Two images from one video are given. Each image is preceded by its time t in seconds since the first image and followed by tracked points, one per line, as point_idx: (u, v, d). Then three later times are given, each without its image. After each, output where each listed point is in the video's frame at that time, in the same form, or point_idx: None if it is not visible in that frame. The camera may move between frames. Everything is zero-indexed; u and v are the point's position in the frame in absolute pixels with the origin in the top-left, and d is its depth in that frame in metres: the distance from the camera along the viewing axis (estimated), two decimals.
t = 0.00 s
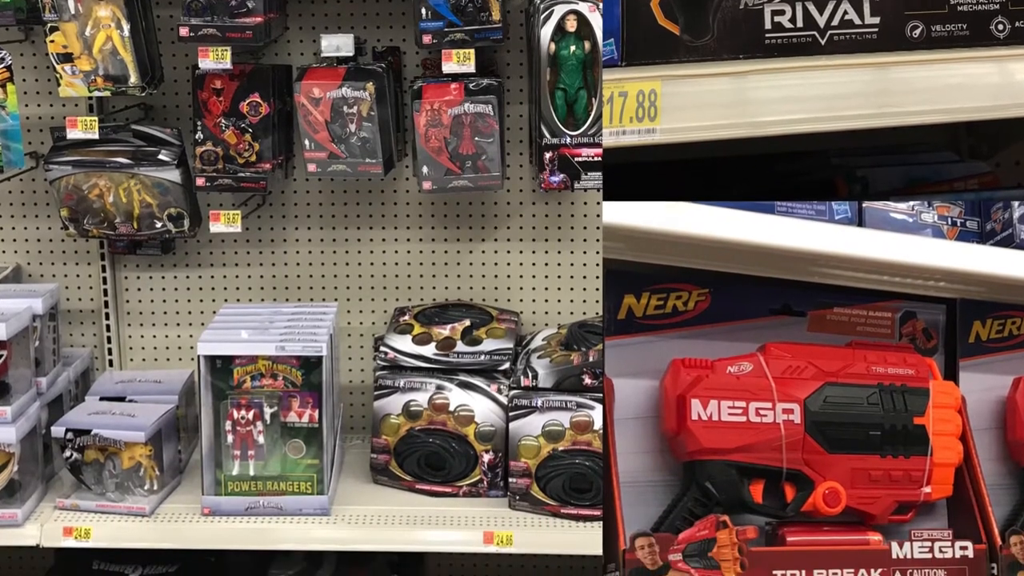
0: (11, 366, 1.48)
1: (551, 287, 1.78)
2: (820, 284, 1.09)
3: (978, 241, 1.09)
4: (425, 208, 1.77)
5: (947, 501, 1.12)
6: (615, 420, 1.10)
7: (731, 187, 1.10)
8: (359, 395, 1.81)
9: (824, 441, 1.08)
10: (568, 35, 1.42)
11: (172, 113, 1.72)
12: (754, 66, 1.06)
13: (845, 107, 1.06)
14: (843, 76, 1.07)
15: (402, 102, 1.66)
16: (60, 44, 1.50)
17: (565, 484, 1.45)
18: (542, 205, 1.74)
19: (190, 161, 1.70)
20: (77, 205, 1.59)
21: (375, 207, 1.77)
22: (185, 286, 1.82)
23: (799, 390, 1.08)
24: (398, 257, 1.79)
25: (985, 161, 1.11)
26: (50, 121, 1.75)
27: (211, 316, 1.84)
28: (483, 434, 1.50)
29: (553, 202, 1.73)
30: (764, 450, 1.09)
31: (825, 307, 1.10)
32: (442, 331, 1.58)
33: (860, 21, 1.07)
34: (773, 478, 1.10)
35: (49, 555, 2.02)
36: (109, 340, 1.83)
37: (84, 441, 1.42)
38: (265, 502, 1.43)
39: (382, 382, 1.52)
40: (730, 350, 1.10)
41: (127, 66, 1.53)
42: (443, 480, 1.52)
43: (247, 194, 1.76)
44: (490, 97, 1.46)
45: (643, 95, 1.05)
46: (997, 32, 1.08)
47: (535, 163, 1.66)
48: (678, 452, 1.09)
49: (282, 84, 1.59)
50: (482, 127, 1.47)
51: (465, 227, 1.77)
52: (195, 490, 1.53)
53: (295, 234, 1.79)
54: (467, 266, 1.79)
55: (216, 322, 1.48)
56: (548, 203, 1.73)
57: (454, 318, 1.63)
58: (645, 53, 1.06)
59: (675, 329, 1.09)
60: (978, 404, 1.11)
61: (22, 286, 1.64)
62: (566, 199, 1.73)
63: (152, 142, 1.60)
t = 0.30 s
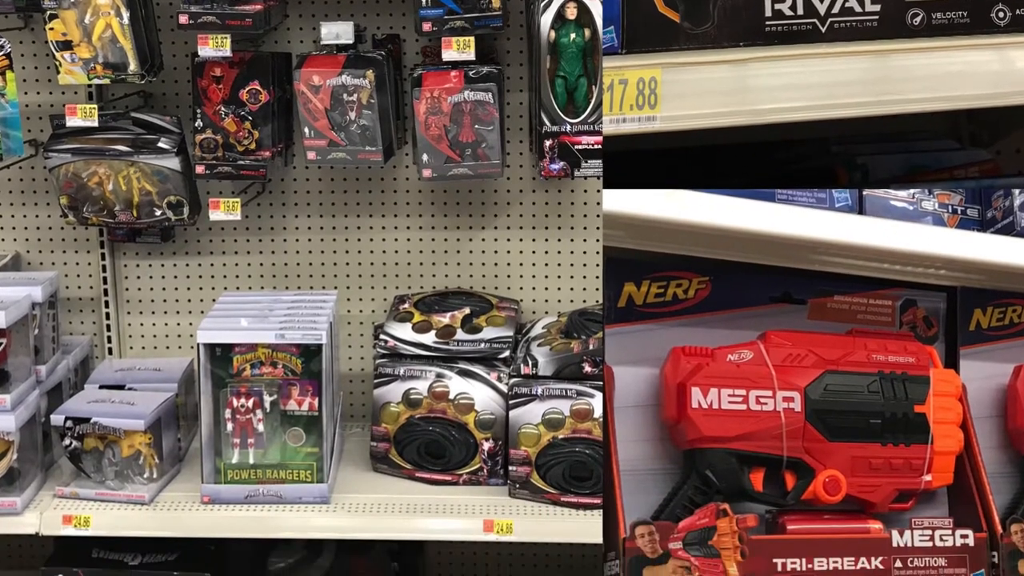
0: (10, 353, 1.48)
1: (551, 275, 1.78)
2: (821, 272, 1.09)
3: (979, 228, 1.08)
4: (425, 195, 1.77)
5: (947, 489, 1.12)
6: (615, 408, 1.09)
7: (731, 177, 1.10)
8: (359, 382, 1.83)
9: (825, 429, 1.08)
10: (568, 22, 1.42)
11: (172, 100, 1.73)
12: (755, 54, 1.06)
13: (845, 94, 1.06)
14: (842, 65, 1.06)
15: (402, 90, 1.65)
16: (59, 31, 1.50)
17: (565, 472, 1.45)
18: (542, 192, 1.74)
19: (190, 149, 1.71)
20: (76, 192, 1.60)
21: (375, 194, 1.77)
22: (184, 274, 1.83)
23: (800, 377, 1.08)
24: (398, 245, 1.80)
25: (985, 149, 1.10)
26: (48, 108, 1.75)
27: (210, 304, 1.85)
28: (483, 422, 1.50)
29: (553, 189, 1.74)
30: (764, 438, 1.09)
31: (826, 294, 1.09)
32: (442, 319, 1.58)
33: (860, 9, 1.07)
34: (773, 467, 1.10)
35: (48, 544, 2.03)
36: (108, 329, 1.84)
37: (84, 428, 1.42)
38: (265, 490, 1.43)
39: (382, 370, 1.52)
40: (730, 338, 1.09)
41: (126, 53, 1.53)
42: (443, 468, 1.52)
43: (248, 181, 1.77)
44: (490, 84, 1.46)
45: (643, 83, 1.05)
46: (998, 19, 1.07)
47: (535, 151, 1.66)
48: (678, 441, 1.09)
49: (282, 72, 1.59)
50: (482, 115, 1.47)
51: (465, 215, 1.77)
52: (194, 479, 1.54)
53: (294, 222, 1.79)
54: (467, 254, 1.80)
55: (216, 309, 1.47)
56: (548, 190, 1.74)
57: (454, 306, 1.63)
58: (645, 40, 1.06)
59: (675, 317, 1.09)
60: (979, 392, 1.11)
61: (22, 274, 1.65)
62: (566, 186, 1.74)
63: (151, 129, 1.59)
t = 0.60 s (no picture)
0: (10, 342, 1.46)
1: (552, 263, 1.79)
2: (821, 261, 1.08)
3: (980, 217, 1.08)
4: (425, 183, 1.78)
5: (948, 477, 1.12)
6: (615, 397, 1.09)
7: (731, 165, 1.10)
8: (359, 370, 1.84)
9: (825, 417, 1.08)
10: (569, 10, 1.43)
11: (172, 88, 1.73)
12: (756, 41, 1.06)
13: (845, 82, 1.06)
14: (842, 52, 1.06)
15: (402, 78, 1.66)
16: (59, 19, 1.50)
17: (566, 461, 1.45)
18: (542, 180, 1.75)
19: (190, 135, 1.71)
20: (76, 180, 1.60)
21: (375, 181, 1.78)
22: (183, 262, 1.83)
23: (801, 365, 1.08)
24: (398, 233, 1.80)
25: (985, 137, 1.10)
26: (48, 96, 1.75)
27: (210, 292, 1.86)
28: (483, 411, 1.50)
29: (553, 177, 1.75)
30: (765, 426, 1.09)
31: (827, 283, 1.09)
32: (442, 307, 1.58)
33: None
34: (774, 455, 1.10)
35: (48, 532, 2.03)
36: (107, 317, 1.85)
37: (83, 417, 1.42)
38: (265, 478, 1.43)
39: (382, 358, 1.53)
40: (730, 326, 1.09)
41: (125, 41, 1.53)
42: (443, 456, 1.52)
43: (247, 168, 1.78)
44: (490, 71, 1.46)
45: (643, 71, 1.04)
46: (998, 6, 1.07)
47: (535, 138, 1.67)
48: (678, 429, 1.09)
49: (281, 60, 1.59)
50: (482, 103, 1.47)
51: (464, 203, 1.78)
52: (193, 468, 1.54)
53: (294, 210, 1.80)
54: (467, 242, 1.80)
55: (214, 298, 1.46)
56: (548, 178, 1.75)
57: (454, 294, 1.63)
58: (644, 27, 1.06)
59: (674, 305, 1.08)
60: (980, 379, 1.11)
61: (23, 262, 1.65)
62: (566, 175, 1.74)
63: (149, 117, 1.59)
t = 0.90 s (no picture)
0: (9, 330, 1.46)
1: (552, 251, 1.80)
2: (822, 249, 1.08)
3: (980, 204, 1.08)
4: (425, 171, 1.78)
5: (949, 465, 1.12)
6: (615, 384, 1.09)
7: (731, 152, 1.10)
8: (359, 358, 1.85)
9: (826, 405, 1.08)
10: None
11: (171, 76, 1.74)
12: (757, 29, 1.04)
13: (845, 70, 1.05)
14: (845, 40, 1.05)
15: (402, 66, 1.67)
16: (58, 6, 1.50)
17: (565, 449, 1.45)
18: (542, 168, 1.76)
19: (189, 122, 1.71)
20: (75, 168, 1.59)
21: (375, 169, 1.79)
22: (182, 250, 1.84)
23: (801, 353, 1.08)
24: (397, 221, 1.81)
25: (986, 125, 1.11)
26: (48, 83, 1.75)
27: (210, 280, 1.86)
28: (483, 398, 1.50)
29: (553, 165, 1.75)
30: (766, 415, 1.08)
31: (827, 271, 1.09)
32: (442, 295, 1.58)
33: None
34: (774, 443, 1.10)
35: (46, 521, 2.04)
36: (107, 305, 1.85)
37: (82, 405, 1.42)
38: (264, 466, 1.43)
39: (382, 346, 1.52)
40: (730, 314, 1.09)
41: (125, 29, 1.53)
42: (443, 444, 1.53)
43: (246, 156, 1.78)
44: (490, 59, 1.46)
45: (643, 59, 1.04)
46: None
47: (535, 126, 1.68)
48: (679, 417, 1.09)
49: (281, 47, 1.59)
50: (482, 90, 1.47)
51: (464, 190, 1.79)
52: (193, 456, 1.54)
53: (293, 198, 1.80)
54: (467, 231, 1.81)
55: (213, 287, 1.46)
56: (548, 166, 1.75)
57: (454, 282, 1.63)
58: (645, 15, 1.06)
59: (674, 293, 1.08)
60: (980, 367, 1.11)
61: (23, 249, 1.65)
62: (566, 162, 1.75)
63: (149, 104, 1.59)
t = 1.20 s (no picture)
0: (9, 317, 1.45)
1: (551, 239, 1.82)
2: (824, 237, 1.08)
3: (981, 192, 1.08)
4: (425, 160, 1.79)
5: (949, 454, 1.11)
6: (615, 371, 1.08)
7: (734, 139, 1.10)
8: (359, 346, 1.86)
9: (826, 393, 1.08)
10: None
11: (170, 63, 1.74)
12: (756, 16, 1.03)
13: (845, 58, 1.05)
14: (846, 27, 1.04)
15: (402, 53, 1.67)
16: None
17: (566, 437, 1.46)
18: (542, 156, 1.77)
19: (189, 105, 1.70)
20: (75, 155, 1.60)
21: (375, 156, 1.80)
22: (182, 238, 1.85)
23: (801, 341, 1.08)
24: (397, 209, 1.82)
25: (986, 112, 1.11)
26: (48, 71, 1.76)
27: (209, 268, 1.88)
28: (483, 386, 1.51)
29: (553, 153, 1.76)
30: (766, 402, 1.08)
31: (828, 259, 1.08)
32: (442, 283, 1.58)
33: None
34: (775, 432, 1.09)
35: (45, 509, 2.04)
36: (106, 292, 1.86)
37: (82, 393, 1.42)
38: (263, 454, 1.44)
39: (382, 334, 1.53)
40: (731, 302, 1.08)
41: (125, 16, 1.53)
42: (443, 433, 1.54)
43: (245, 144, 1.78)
44: (490, 47, 1.46)
45: (643, 46, 1.03)
46: None
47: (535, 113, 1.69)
48: (679, 405, 1.08)
49: (280, 35, 1.59)
50: (482, 78, 1.47)
51: (464, 178, 1.80)
52: (193, 444, 1.55)
53: (293, 185, 1.81)
54: (467, 219, 1.82)
55: (213, 275, 1.46)
56: (548, 154, 1.76)
57: (454, 270, 1.63)
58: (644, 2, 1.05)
59: (674, 281, 1.07)
60: (981, 355, 1.11)
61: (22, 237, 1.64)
62: (566, 150, 1.76)
63: (148, 92, 1.59)
